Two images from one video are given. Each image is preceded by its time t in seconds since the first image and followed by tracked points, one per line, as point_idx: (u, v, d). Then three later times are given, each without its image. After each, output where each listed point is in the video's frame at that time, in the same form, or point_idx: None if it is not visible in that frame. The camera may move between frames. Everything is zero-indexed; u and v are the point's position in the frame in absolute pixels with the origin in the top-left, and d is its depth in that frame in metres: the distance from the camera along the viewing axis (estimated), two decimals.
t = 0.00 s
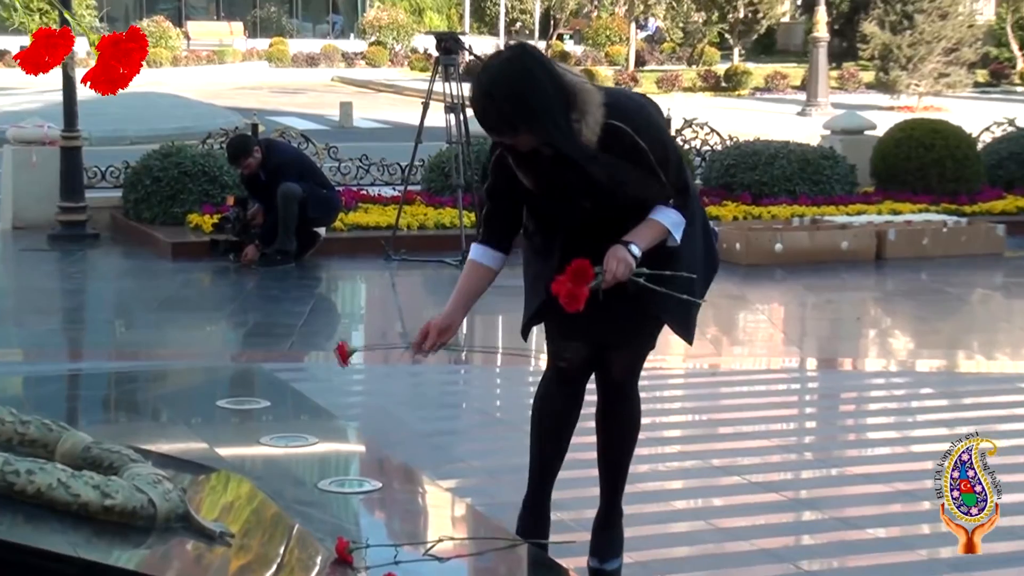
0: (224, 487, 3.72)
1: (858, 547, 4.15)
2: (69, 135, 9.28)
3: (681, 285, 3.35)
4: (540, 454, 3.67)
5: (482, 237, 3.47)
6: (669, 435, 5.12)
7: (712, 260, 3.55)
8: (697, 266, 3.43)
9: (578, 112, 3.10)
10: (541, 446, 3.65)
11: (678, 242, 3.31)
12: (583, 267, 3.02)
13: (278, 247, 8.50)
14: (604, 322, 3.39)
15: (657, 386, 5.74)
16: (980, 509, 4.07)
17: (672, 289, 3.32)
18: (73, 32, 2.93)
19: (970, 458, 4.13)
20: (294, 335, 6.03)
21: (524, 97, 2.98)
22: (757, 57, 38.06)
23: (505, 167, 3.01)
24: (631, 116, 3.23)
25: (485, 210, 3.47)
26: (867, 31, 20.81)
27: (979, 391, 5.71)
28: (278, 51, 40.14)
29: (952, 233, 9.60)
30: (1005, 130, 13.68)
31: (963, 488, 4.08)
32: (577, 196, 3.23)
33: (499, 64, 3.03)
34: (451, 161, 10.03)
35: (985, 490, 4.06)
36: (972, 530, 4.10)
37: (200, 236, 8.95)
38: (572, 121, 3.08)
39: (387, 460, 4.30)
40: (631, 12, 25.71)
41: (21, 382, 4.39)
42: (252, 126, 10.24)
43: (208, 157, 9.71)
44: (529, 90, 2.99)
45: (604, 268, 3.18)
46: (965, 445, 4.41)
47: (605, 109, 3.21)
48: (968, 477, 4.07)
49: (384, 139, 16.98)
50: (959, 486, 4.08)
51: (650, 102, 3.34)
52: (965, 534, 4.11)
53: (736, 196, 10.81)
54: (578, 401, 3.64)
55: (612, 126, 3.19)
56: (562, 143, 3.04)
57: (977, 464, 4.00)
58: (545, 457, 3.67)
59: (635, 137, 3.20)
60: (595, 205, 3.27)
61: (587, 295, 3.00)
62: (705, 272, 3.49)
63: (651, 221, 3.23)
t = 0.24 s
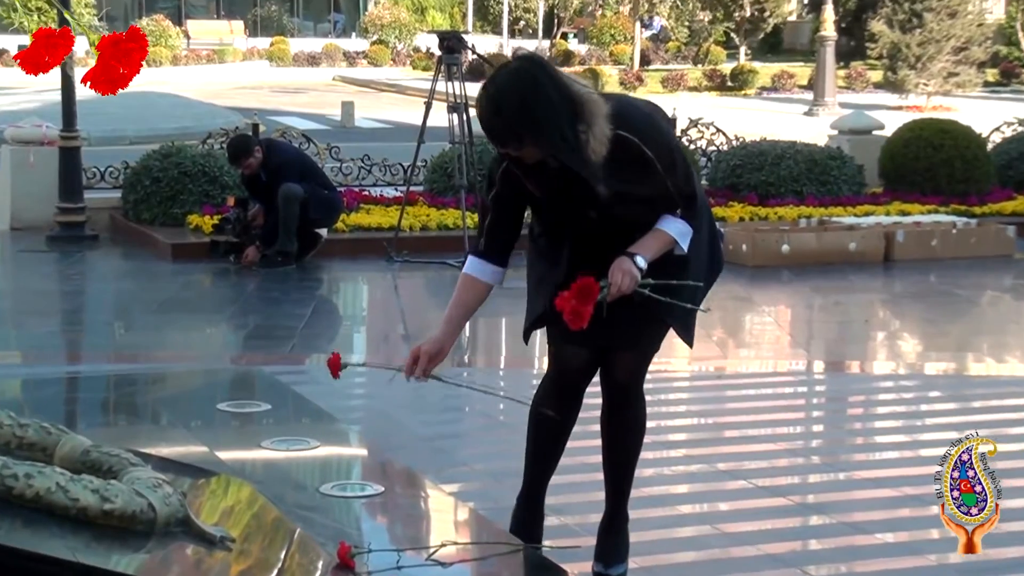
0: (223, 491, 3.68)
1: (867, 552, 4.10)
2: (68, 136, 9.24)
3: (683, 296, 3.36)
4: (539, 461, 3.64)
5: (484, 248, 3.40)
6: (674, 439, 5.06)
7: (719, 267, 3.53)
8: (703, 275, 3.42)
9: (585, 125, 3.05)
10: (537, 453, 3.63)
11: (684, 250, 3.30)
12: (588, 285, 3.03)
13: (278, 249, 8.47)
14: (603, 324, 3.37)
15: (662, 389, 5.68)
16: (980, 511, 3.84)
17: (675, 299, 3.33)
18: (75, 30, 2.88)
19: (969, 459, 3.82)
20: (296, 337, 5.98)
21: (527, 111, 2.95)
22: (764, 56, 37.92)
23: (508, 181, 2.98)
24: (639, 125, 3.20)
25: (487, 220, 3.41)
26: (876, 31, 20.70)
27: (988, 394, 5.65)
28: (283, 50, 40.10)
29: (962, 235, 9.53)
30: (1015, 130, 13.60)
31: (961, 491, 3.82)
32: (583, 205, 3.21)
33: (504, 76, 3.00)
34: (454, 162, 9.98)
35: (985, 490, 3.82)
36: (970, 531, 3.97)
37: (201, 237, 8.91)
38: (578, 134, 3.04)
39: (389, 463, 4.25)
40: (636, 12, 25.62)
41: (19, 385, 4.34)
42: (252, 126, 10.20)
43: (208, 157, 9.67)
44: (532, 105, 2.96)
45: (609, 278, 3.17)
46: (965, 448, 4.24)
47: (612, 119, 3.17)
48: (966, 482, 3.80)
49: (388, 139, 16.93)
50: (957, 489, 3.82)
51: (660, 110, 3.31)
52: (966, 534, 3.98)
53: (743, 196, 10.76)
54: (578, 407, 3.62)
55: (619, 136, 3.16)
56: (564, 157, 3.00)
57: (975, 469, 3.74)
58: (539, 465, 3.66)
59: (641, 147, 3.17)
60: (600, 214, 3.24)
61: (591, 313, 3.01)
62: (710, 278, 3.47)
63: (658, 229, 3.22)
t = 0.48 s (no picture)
0: (224, 494, 3.63)
1: (877, 557, 4.04)
2: (66, 135, 9.20)
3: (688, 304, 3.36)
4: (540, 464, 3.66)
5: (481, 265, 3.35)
6: (680, 442, 5.00)
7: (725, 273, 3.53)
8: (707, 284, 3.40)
9: (586, 142, 3.02)
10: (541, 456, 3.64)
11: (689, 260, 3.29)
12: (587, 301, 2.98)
13: (279, 249, 8.43)
14: (602, 331, 3.35)
15: (667, 391, 5.62)
16: (979, 511, 3.78)
17: (678, 308, 3.32)
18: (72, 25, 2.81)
19: (968, 459, 3.78)
20: (297, 339, 5.93)
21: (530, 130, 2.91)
22: (773, 53, 37.78)
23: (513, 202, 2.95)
24: (639, 137, 3.18)
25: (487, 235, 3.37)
26: (885, 28, 20.58)
27: (999, 397, 5.58)
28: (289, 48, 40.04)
29: (972, 236, 9.46)
30: None
31: (961, 490, 3.76)
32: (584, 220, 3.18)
33: (504, 93, 2.95)
34: (458, 161, 9.92)
35: (985, 490, 3.74)
36: (968, 529, 3.94)
37: (201, 238, 8.87)
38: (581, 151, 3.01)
39: (391, 467, 4.19)
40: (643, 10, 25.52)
41: (16, 387, 4.29)
42: (253, 126, 10.16)
43: (208, 157, 9.63)
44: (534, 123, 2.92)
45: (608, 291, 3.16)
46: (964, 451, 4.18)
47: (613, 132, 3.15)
48: (966, 481, 3.74)
49: (392, 138, 16.87)
50: (957, 487, 3.76)
51: (658, 121, 3.29)
52: (966, 533, 3.94)
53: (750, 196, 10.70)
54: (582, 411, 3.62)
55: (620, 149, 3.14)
56: (567, 175, 2.97)
57: (976, 468, 3.68)
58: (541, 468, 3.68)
59: (642, 160, 3.16)
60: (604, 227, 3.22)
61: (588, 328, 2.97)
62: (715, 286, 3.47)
63: (660, 239, 3.22)
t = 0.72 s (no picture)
0: (225, 496, 3.58)
1: (886, 560, 3.98)
2: (67, 132, 9.16)
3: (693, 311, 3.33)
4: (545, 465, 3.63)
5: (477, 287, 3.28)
6: (686, 444, 4.94)
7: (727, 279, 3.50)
8: (711, 289, 3.37)
9: (583, 159, 2.96)
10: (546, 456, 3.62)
11: (691, 269, 3.25)
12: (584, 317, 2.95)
13: (282, 249, 8.39)
14: (602, 342, 3.31)
15: (673, 392, 5.57)
16: (980, 510, 3.74)
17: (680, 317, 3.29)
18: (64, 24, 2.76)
19: (968, 459, 3.72)
20: (299, 339, 5.88)
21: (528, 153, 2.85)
22: (782, 50, 37.61)
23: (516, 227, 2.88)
24: (634, 151, 3.15)
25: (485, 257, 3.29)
26: (896, 25, 20.50)
27: (1010, 398, 5.52)
28: (295, 45, 39.99)
29: (984, 235, 9.39)
30: None
31: (960, 490, 3.73)
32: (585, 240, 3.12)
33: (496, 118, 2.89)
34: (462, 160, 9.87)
35: (985, 491, 3.71)
36: (967, 530, 3.90)
37: (201, 237, 8.83)
38: (580, 170, 2.95)
39: (394, 469, 4.14)
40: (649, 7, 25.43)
41: (15, 388, 4.24)
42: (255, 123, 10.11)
43: (209, 155, 9.59)
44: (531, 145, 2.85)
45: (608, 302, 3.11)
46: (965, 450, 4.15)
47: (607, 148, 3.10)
48: (966, 480, 3.70)
49: (396, 137, 16.82)
50: (957, 487, 3.73)
51: (650, 132, 3.26)
52: (965, 534, 3.89)
53: (757, 195, 10.63)
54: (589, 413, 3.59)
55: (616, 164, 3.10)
56: (568, 195, 2.91)
57: (975, 468, 3.64)
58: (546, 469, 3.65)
59: (640, 173, 3.12)
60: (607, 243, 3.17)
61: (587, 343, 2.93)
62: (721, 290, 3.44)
63: (659, 250, 3.18)
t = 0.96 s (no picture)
0: (227, 496, 3.53)
1: (897, 562, 3.92)
2: (67, 128, 9.12)
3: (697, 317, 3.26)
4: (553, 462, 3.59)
5: (468, 316, 3.24)
6: (694, 444, 4.88)
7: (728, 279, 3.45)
8: (713, 294, 3.32)
9: (574, 177, 2.88)
10: (554, 454, 3.58)
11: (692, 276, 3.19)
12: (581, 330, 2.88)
13: (285, 247, 8.34)
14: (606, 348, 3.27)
15: (681, 392, 5.51)
16: (980, 510, 3.66)
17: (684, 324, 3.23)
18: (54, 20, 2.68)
19: (968, 459, 3.62)
20: (302, 338, 5.83)
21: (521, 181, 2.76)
22: (790, 45, 37.48)
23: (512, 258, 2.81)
24: (624, 162, 3.07)
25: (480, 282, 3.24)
26: (908, 21, 20.39)
27: None
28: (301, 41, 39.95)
29: (997, 234, 9.32)
30: None
31: (959, 490, 3.63)
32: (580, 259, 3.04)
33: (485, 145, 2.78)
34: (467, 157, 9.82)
35: (986, 490, 3.63)
36: (969, 530, 3.85)
37: (204, 235, 8.78)
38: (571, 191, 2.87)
39: (398, 469, 4.09)
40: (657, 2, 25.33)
41: (13, 387, 4.19)
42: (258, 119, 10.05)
43: (212, 152, 9.52)
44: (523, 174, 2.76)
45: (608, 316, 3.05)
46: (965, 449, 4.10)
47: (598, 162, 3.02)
48: (966, 480, 3.61)
49: (402, 134, 16.76)
50: (956, 487, 3.63)
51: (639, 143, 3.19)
52: (965, 534, 3.85)
53: (766, 193, 10.56)
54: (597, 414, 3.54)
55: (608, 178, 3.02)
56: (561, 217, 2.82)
57: (974, 467, 3.55)
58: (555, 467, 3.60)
59: (633, 186, 3.04)
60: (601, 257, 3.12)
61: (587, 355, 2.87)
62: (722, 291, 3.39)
63: (658, 259, 3.13)
